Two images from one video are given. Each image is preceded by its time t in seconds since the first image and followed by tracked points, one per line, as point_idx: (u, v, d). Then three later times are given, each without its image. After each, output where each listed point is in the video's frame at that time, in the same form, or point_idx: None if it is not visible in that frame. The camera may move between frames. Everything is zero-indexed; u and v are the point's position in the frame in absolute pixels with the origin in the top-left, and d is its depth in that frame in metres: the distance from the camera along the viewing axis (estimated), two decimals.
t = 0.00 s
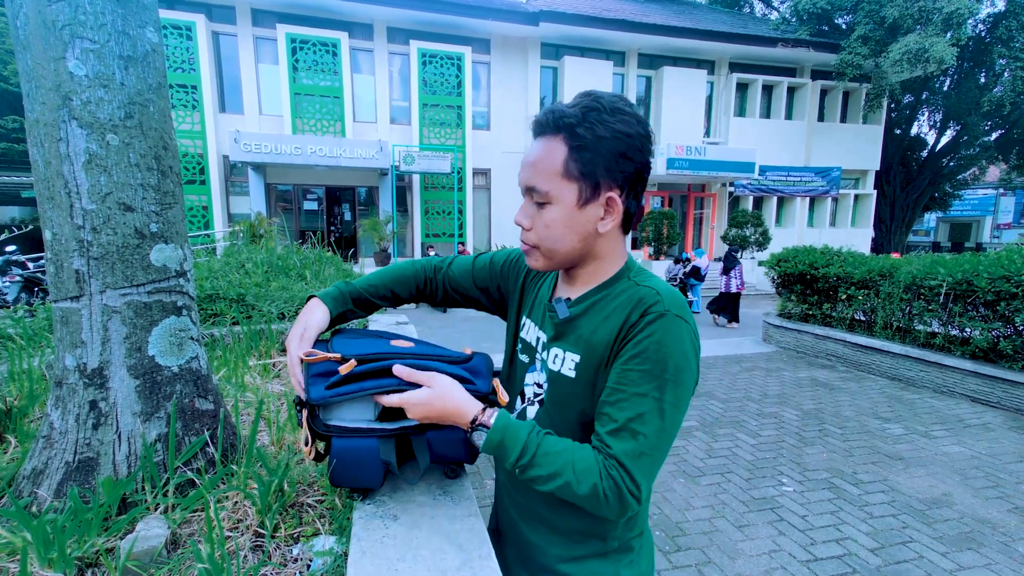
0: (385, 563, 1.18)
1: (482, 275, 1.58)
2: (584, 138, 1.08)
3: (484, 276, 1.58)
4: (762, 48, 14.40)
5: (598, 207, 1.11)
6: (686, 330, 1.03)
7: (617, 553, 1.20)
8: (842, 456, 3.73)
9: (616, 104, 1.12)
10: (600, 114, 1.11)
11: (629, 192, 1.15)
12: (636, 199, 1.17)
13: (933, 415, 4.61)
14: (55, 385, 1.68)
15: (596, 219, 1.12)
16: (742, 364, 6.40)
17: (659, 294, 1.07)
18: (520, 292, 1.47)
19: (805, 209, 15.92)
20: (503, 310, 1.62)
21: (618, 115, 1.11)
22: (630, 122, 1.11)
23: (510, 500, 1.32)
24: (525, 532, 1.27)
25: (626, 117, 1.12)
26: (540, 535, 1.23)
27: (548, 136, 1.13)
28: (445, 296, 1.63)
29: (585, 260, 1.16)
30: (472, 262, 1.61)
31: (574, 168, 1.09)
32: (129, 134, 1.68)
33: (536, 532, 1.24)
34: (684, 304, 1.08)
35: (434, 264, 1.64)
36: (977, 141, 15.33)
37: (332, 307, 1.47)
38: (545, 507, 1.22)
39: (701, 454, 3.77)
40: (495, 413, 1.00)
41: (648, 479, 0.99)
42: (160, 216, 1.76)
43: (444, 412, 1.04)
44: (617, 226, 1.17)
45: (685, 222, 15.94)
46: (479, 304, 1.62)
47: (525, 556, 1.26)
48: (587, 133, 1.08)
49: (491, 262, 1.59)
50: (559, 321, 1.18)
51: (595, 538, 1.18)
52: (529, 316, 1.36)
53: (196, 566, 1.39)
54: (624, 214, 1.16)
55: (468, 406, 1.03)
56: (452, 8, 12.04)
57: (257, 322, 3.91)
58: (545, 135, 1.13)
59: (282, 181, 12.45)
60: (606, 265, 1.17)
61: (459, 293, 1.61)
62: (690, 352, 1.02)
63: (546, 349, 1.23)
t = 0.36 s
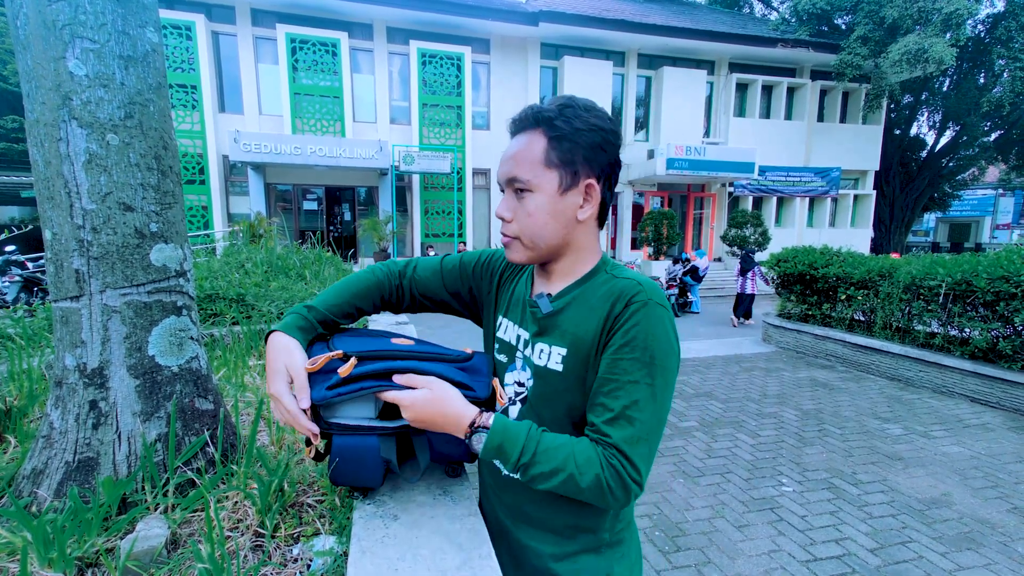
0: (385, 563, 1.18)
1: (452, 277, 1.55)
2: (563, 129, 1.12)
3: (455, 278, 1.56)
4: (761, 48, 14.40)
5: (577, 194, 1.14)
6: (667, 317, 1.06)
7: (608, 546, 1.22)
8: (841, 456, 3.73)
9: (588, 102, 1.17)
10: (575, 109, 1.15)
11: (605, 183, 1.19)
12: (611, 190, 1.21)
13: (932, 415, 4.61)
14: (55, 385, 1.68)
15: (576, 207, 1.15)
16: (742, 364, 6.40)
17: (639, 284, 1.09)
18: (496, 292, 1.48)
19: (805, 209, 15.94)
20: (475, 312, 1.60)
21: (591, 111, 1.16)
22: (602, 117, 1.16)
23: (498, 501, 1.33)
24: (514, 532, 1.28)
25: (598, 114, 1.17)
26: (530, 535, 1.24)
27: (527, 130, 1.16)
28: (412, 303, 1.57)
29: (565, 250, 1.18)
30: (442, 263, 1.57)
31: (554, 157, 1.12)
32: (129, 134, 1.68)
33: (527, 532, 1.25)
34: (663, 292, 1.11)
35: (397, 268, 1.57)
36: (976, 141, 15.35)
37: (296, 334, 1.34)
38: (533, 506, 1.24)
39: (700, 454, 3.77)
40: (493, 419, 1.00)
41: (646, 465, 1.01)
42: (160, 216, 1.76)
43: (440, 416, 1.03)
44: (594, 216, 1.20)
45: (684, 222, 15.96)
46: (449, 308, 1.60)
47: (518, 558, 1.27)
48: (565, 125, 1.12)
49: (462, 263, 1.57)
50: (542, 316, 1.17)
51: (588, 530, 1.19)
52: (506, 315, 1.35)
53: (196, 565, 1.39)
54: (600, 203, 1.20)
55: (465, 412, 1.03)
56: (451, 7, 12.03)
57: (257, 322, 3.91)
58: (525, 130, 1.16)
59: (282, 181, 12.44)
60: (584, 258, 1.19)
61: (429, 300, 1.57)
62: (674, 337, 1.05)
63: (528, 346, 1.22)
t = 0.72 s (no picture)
0: (385, 563, 1.17)
1: (424, 280, 1.54)
2: (554, 125, 1.13)
3: (427, 282, 1.54)
4: (761, 48, 14.39)
5: (568, 191, 1.16)
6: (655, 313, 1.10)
7: (600, 540, 1.25)
8: (841, 456, 3.73)
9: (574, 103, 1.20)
10: (564, 108, 1.17)
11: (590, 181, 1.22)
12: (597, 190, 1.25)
13: (932, 415, 4.61)
14: (54, 385, 1.68)
15: (566, 204, 1.16)
16: (741, 364, 6.40)
17: (626, 282, 1.12)
18: (474, 296, 1.48)
19: (804, 209, 15.94)
20: (445, 316, 1.59)
21: (577, 111, 1.19)
22: (587, 117, 1.19)
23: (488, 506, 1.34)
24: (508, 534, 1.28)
25: (584, 114, 1.19)
26: (524, 537, 1.24)
27: (517, 126, 1.16)
28: (385, 305, 1.57)
29: (554, 247, 1.18)
30: (414, 267, 1.56)
31: (547, 154, 1.13)
32: (129, 133, 1.68)
33: (522, 535, 1.25)
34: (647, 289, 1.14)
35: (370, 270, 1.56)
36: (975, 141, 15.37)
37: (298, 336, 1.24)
38: (528, 509, 1.24)
39: (700, 454, 3.77)
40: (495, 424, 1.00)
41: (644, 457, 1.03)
42: (160, 215, 1.76)
43: (443, 426, 1.02)
44: (580, 213, 1.22)
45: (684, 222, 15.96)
46: (419, 312, 1.58)
47: (513, 561, 1.27)
48: (557, 121, 1.13)
49: (434, 266, 1.56)
50: (530, 317, 1.16)
51: (582, 526, 1.22)
52: (489, 318, 1.33)
53: (196, 565, 1.39)
54: (586, 201, 1.23)
55: (466, 421, 1.02)
56: (450, 7, 12.02)
57: (257, 321, 3.90)
58: (514, 127, 1.16)
59: (281, 181, 12.43)
60: (571, 256, 1.20)
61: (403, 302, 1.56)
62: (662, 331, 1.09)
63: (516, 347, 1.21)
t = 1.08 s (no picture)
0: (385, 562, 1.18)
1: (437, 278, 1.56)
2: (550, 127, 1.13)
3: (439, 282, 1.56)
4: (760, 48, 14.38)
5: (563, 191, 1.16)
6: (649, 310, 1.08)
7: (598, 544, 1.24)
8: (840, 456, 3.74)
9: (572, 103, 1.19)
10: (561, 109, 1.17)
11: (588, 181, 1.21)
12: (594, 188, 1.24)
13: (932, 414, 4.61)
14: (54, 384, 1.68)
15: (562, 203, 1.16)
16: (741, 364, 6.41)
17: (619, 279, 1.11)
18: (480, 295, 1.48)
19: (804, 209, 15.95)
20: (457, 316, 1.60)
21: (574, 111, 1.18)
22: (585, 117, 1.19)
23: (486, 501, 1.34)
24: (506, 529, 1.28)
25: (582, 114, 1.19)
26: (518, 538, 1.25)
27: (514, 127, 1.16)
28: (403, 301, 1.61)
29: (550, 246, 1.18)
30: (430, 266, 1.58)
31: (542, 154, 1.13)
32: (129, 134, 1.68)
33: (520, 531, 1.25)
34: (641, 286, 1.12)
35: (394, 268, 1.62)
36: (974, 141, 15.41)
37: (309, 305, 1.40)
38: (526, 507, 1.24)
39: (700, 454, 3.77)
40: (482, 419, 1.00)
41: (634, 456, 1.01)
42: (159, 216, 1.76)
43: (432, 418, 1.02)
44: (577, 213, 1.22)
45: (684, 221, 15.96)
46: (434, 311, 1.60)
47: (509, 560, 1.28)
48: (553, 122, 1.13)
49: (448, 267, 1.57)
50: (525, 312, 1.18)
51: (577, 528, 1.21)
52: (490, 314, 1.35)
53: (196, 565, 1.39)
54: (584, 200, 1.22)
55: (455, 412, 1.03)
56: (450, 7, 12.01)
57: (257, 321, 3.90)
58: (511, 128, 1.17)
59: (280, 181, 12.41)
60: (567, 254, 1.20)
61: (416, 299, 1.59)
62: (654, 329, 1.07)
63: (512, 342, 1.22)
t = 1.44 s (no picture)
0: (385, 561, 1.18)
1: (464, 283, 1.64)
2: (543, 131, 1.13)
3: (467, 286, 1.63)
4: (759, 48, 14.38)
5: (561, 190, 1.14)
6: (652, 311, 1.07)
7: (597, 549, 1.24)
8: (840, 455, 3.74)
9: (569, 104, 1.18)
10: (555, 112, 1.16)
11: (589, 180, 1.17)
12: (597, 186, 1.21)
13: (931, 414, 4.62)
14: (54, 385, 1.68)
15: (560, 204, 1.15)
16: (741, 363, 6.42)
17: (622, 279, 1.10)
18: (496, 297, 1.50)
19: (803, 209, 15.97)
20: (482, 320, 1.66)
21: (573, 112, 1.17)
22: (584, 117, 1.17)
23: (489, 497, 1.34)
24: (505, 521, 1.28)
25: (579, 115, 1.17)
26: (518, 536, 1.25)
27: (513, 135, 1.18)
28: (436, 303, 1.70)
29: (553, 248, 1.19)
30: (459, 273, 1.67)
31: (536, 158, 1.13)
32: (129, 134, 1.68)
33: (521, 523, 1.25)
34: (645, 287, 1.11)
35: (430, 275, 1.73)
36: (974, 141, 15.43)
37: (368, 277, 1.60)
38: (528, 499, 1.24)
39: (699, 454, 3.78)
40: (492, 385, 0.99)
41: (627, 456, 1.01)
42: (160, 216, 1.76)
43: (444, 376, 1.02)
44: (581, 212, 1.20)
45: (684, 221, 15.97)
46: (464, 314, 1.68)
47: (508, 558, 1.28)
48: (545, 127, 1.13)
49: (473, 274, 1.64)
50: (530, 307, 1.19)
51: (574, 529, 1.21)
52: (500, 310, 1.36)
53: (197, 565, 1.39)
54: (586, 198, 1.19)
55: (466, 373, 1.02)
56: (449, 7, 12.01)
57: (257, 321, 3.90)
58: (509, 136, 1.19)
59: (280, 181, 12.41)
60: (572, 255, 1.19)
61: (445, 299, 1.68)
62: (657, 332, 1.06)
63: (517, 336, 1.23)
